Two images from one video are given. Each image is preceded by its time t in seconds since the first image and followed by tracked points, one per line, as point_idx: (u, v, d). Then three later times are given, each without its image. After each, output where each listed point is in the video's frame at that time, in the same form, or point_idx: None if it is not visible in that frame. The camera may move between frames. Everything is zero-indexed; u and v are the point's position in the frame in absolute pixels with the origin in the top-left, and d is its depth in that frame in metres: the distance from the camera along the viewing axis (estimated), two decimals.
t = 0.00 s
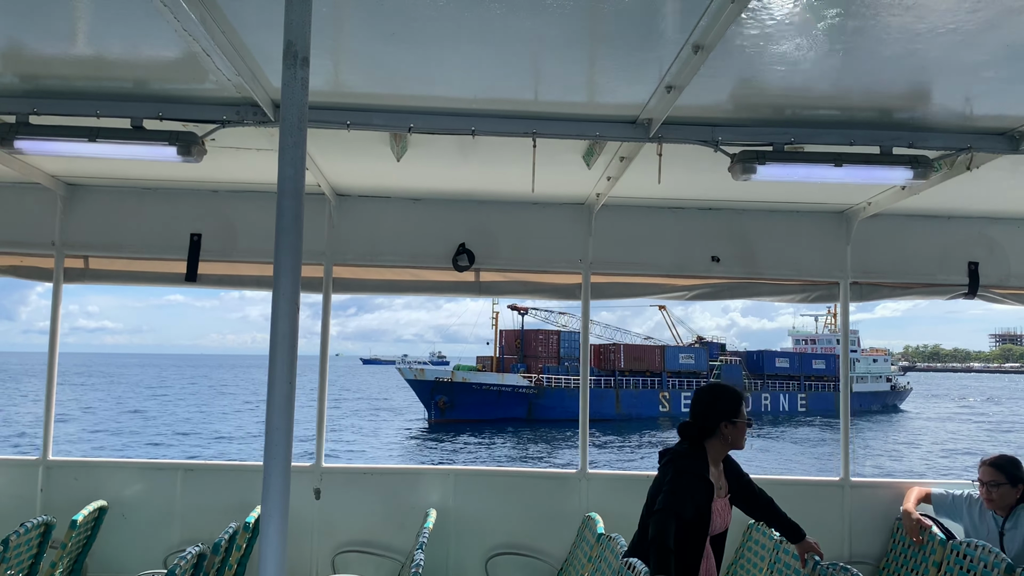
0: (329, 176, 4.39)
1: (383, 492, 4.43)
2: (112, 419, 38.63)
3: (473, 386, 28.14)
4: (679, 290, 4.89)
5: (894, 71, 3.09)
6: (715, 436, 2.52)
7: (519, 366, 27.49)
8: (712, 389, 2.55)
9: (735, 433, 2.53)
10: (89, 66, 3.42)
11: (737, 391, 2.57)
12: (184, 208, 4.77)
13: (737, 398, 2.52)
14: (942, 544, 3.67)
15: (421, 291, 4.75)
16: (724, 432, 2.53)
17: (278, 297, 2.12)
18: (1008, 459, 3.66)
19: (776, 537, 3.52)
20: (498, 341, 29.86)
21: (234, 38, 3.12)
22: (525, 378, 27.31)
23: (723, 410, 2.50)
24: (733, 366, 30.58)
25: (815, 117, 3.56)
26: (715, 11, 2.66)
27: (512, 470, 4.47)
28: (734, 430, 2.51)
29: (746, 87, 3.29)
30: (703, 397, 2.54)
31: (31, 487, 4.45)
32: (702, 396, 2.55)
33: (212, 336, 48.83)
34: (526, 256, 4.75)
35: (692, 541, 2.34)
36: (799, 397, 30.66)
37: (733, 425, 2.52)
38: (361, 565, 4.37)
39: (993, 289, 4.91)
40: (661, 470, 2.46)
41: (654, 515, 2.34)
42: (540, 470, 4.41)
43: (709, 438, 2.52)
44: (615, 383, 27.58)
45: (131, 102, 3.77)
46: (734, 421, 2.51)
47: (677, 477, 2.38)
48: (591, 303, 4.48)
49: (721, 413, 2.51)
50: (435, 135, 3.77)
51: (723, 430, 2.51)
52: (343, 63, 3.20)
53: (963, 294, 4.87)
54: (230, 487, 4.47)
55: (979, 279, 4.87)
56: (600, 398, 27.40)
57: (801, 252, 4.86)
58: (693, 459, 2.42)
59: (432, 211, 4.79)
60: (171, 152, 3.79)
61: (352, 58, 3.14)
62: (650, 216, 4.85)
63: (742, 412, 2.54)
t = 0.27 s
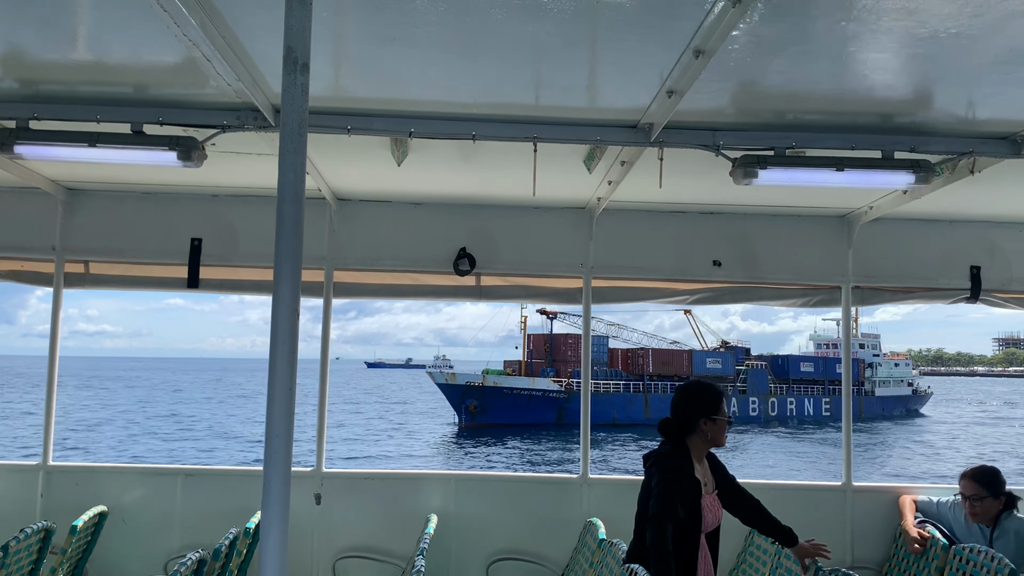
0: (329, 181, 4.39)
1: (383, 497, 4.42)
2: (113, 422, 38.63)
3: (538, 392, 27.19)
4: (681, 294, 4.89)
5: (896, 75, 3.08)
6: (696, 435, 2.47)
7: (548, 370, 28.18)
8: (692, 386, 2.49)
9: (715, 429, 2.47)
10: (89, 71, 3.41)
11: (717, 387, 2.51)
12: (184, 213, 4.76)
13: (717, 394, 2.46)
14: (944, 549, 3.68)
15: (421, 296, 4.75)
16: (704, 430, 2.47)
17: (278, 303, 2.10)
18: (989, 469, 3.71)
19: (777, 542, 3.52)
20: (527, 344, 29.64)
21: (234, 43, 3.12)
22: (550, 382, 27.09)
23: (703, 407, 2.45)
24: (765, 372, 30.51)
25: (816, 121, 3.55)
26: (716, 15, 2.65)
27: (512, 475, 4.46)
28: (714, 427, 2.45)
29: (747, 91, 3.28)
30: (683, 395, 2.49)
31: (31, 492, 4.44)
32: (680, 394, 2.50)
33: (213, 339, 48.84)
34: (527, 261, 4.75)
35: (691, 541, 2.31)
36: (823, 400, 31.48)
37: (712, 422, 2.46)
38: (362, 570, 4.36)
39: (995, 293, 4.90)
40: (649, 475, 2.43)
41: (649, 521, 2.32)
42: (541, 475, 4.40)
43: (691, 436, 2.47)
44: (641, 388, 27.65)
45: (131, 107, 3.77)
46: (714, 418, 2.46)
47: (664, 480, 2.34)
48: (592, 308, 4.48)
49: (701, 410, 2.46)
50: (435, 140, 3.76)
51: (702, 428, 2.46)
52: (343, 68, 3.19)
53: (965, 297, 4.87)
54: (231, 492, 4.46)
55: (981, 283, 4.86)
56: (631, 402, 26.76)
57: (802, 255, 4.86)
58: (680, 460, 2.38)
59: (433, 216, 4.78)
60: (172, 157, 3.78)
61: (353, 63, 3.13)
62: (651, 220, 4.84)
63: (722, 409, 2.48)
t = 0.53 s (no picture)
0: (336, 185, 4.40)
1: (390, 501, 4.42)
2: (116, 427, 38.60)
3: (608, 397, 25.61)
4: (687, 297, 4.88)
5: (903, 77, 3.08)
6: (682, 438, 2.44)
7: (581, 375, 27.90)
8: (677, 388, 2.46)
9: (702, 429, 2.44)
10: (98, 76, 3.43)
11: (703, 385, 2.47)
12: (191, 217, 4.78)
13: (701, 394, 2.43)
14: (954, 553, 3.69)
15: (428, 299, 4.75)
16: (691, 430, 2.44)
17: (288, 305, 2.10)
18: (976, 475, 3.73)
19: (785, 545, 3.52)
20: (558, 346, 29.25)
21: (243, 47, 3.13)
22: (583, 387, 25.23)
23: (689, 407, 2.42)
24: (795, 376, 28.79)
25: (824, 124, 3.55)
26: (725, 18, 2.65)
27: (519, 479, 4.46)
28: (700, 427, 2.42)
29: (754, 94, 3.28)
30: (668, 398, 2.46)
31: (38, 496, 4.45)
32: (666, 396, 2.48)
33: (215, 343, 48.82)
34: (534, 264, 4.75)
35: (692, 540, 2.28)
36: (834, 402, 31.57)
37: (698, 422, 2.43)
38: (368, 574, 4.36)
39: (1002, 296, 4.89)
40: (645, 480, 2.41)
41: (650, 526, 2.30)
42: (548, 478, 4.40)
43: (678, 437, 2.45)
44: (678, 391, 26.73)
45: (140, 111, 3.78)
46: (700, 418, 2.43)
47: (660, 482, 2.31)
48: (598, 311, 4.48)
49: (686, 412, 2.43)
50: (442, 144, 3.77)
51: (689, 429, 2.43)
52: (351, 72, 3.21)
53: (973, 300, 4.86)
54: (237, 496, 4.46)
55: (988, 286, 4.86)
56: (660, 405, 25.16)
57: (808, 258, 4.85)
58: (674, 462, 2.36)
59: (440, 219, 4.79)
60: (180, 161, 3.79)
61: (361, 66, 3.14)
62: (658, 223, 4.84)
63: (709, 409, 2.44)
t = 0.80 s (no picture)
0: (347, 191, 4.42)
1: (400, 506, 4.43)
2: (122, 430, 38.63)
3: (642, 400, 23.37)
4: (697, 303, 4.89)
5: (916, 83, 3.08)
6: (677, 447, 2.35)
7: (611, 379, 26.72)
8: (670, 393, 2.38)
9: (696, 435, 2.35)
10: (112, 84, 3.46)
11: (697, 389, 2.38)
12: (203, 223, 4.80)
13: (692, 400, 2.34)
14: (966, 559, 3.72)
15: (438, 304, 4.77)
16: (688, 436, 2.35)
17: (304, 311, 2.10)
18: (983, 475, 3.65)
19: (797, 551, 3.50)
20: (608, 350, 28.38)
21: (257, 55, 3.15)
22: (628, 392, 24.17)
23: (683, 412, 2.34)
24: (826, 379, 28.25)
25: (835, 129, 3.55)
26: (737, 24, 2.66)
27: (530, 484, 4.47)
28: (693, 434, 2.34)
29: (766, 100, 3.29)
30: (664, 405, 2.39)
31: (50, 501, 4.47)
32: (660, 402, 2.41)
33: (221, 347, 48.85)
34: (544, 270, 4.76)
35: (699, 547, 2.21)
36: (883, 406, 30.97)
37: (692, 428, 2.35)
38: None
39: (1014, 302, 4.87)
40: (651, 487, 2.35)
41: (659, 534, 2.26)
42: (559, 484, 4.40)
43: (674, 445, 2.36)
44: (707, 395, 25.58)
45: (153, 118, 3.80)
46: (694, 424, 2.34)
47: (667, 491, 2.24)
48: (608, 316, 4.48)
49: (679, 417, 2.35)
50: (453, 150, 3.79)
51: (685, 435, 2.34)
52: (363, 79, 3.22)
53: (985, 305, 4.84)
54: (248, 501, 4.47)
55: (1000, 292, 4.84)
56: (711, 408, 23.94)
57: (818, 264, 4.85)
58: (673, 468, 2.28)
59: (450, 225, 4.81)
60: (193, 168, 3.81)
61: (373, 73, 3.16)
62: (668, 229, 4.85)
63: (703, 414, 2.35)
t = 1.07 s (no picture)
0: (354, 197, 4.44)
1: (409, 511, 4.43)
2: (130, 436, 38.66)
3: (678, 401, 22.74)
4: (705, 306, 4.88)
5: (923, 86, 3.07)
6: (688, 452, 2.33)
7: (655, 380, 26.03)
8: (681, 397, 2.36)
9: (707, 440, 2.32)
10: (119, 91, 3.47)
11: (707, 393, 2.36)
12: (211, 229, 4.82)
13: (704, 404, 2.32)
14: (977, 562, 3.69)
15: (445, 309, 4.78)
16: (699, 440, 2.32)
17: (312, 318, 2.08)
18: (993, 462, 3.62)
19: (808, 556, 3.49)
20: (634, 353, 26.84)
21: (263, 62, 3.16)
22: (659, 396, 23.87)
23: (693, 416, 2.32)
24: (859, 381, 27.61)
25: (843, 132, 3.55)
26: (744, 28, 2.65)
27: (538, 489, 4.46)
28: (704, 438, 2.31)
29: (773, 104, 3.28)
30: (675, 409, 2.37)
31: (59, 508, 4.48)
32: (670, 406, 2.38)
33: (227, 352, 48.90)
34: (550, 274, 4.77)
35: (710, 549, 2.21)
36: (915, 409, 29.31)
37: (702, 433, 2.32)
38: None
39: None
40: (658, 489, 2.36)
41: (666, 534, 2.26)
42: (567, 489, 4.39)
43: (686, 449, 2.35)
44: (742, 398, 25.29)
45: (161, 125, 3.82)
46: (705, 428, 2.32)
47: (678, 494, 2.24)
48: (616, 320, 4.48)
49: (690, 421, 2.33)
50: (460, 155, 3.79)
51: (697, 439, 2.32)
52: (369, 85, 3.23)
53: (994, 307, 4.82)
54: (256, 507, 4.47)
55: (1010, 293, 4.82)
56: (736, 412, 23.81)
57: (825, 266, 4.84)
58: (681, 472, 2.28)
59: (457, 230, 4.82)
60: (201, 174, 3.82)
61: (379, 79, 3.17)
62: (674, 232, 4.85)
63: (714, 418, 2.32)
